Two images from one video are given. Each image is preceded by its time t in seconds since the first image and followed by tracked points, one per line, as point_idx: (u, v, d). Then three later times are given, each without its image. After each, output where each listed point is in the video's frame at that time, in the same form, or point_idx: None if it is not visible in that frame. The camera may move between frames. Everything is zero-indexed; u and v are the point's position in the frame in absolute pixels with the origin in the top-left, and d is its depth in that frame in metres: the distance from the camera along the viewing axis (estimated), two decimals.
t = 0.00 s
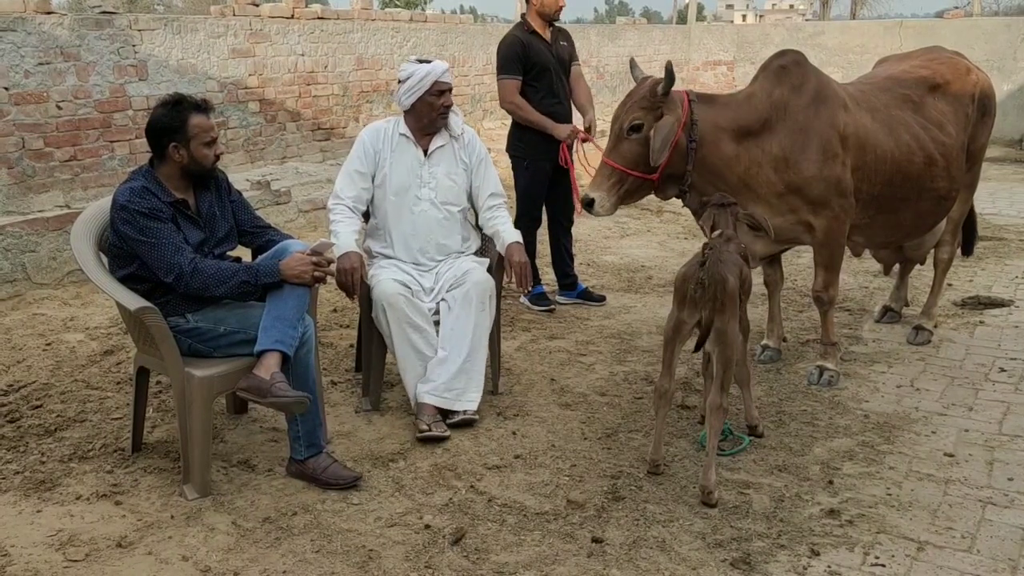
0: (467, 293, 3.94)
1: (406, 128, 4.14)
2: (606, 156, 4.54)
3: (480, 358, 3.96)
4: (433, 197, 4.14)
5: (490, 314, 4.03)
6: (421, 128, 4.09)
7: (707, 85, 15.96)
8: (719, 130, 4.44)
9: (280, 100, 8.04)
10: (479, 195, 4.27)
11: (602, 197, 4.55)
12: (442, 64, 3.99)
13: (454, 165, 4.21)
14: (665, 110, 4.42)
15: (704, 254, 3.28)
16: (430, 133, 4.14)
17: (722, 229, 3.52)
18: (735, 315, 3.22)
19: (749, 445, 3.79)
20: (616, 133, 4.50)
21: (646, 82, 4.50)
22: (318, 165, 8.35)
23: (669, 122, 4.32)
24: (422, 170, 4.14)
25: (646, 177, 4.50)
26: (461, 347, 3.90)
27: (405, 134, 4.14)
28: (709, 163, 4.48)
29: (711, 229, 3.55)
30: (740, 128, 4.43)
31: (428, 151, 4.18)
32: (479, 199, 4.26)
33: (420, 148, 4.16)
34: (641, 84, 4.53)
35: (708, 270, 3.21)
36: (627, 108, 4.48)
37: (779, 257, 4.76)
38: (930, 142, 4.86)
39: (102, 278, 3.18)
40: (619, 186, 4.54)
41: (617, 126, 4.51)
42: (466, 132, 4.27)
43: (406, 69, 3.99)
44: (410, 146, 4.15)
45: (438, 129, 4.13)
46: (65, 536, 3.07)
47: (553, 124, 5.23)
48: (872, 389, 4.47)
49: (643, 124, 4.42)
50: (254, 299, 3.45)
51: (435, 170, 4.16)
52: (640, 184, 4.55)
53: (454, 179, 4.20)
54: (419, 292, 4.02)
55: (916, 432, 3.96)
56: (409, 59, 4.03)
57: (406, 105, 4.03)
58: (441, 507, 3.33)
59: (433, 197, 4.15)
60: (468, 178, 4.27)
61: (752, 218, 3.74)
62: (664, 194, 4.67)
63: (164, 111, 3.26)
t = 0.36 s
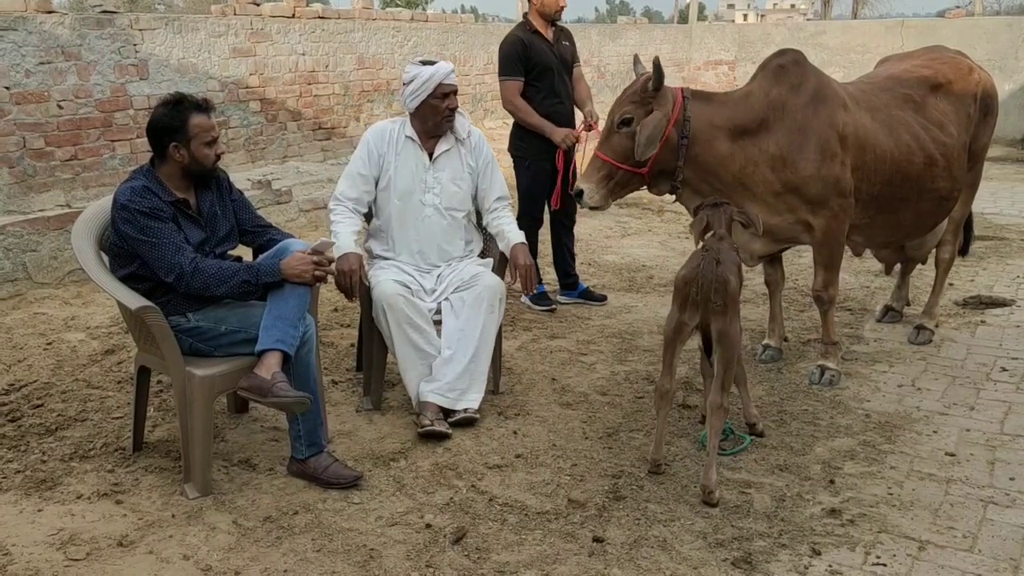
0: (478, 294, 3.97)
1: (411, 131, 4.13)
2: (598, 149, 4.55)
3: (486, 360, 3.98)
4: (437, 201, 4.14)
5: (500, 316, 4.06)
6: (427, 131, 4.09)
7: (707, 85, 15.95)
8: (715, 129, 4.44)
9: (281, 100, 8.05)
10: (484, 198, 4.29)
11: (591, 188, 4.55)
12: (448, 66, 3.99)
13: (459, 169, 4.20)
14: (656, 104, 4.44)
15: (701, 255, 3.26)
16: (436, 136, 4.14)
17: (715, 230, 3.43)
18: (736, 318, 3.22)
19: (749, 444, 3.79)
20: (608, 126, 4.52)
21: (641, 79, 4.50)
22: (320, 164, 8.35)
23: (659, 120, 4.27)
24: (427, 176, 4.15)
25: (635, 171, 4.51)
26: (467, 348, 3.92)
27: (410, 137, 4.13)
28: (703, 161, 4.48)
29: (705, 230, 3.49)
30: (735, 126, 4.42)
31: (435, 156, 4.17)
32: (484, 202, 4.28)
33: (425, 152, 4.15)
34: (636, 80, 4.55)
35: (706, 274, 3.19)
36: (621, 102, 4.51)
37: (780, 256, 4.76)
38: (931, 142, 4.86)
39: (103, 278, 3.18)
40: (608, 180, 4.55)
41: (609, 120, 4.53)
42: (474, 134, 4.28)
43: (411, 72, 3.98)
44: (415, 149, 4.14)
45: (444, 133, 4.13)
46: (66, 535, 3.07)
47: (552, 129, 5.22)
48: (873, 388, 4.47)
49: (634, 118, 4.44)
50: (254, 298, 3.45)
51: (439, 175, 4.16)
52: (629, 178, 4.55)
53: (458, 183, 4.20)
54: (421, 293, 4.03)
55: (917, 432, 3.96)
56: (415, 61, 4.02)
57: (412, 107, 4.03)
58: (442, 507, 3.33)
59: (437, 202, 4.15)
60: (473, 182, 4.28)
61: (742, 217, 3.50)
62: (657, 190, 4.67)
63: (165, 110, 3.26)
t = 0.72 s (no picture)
0: (484, 293, 3.99)
1: (411, 134, 4.13)
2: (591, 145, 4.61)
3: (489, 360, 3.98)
4: (438, 204, 4.14)
5: (505, 314, 4.07)
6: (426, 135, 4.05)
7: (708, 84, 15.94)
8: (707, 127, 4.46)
9: (283, 99, 8.05)
10: (486, 200, 4.29)
11: (582, 183, 4.60)
12: (430, 71, 3.91)
13: (461, 173, 4.19)
14: (648, 103, 4.47)
15: (697, 255, 3.26)
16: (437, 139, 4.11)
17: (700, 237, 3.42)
18: (731, 317, 3.20)
19: (751, 443, 3.79)
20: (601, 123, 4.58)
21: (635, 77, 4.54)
22: (321, 163, 8.36)
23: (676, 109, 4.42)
24: (427, 179, 4.13)
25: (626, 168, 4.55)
26: (471, 347, 3.93)
27: (410, 140, 4.12)
28: (695, 159, 4.51)
29: (688, 242, 3.45)
30: (727, 124, 4.44)
31: (436, 160, 4.15)
32: (486, 204, 4.29)
33: (425, 154, 4.14)
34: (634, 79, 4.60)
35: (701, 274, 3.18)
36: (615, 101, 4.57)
37: (780, 255, 4.76)
38: (931, 142, 4.86)
39: (104, 276, 3.19)
40: (599, 175, 4.59)
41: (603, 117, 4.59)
42: (476, 135, 4.25)
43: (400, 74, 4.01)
44: (415, 151, 4.13)
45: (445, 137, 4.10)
46: (68, 533, 3.08)
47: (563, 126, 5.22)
48: (874, 388, 4.47)
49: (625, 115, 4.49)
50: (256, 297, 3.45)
51: (440, 178, 4.15)
52: (620, 175, 4.57)
53: (460, 186, 4.19)
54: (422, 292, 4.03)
55: (919, 431, 3.96)
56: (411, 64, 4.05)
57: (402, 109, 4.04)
58: (443, 505, 3.33)
59: (438, 205, 4.14)
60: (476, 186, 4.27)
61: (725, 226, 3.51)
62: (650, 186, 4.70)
63: (165, 110, 3.26)
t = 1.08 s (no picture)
0: (488, 290, 3.99)
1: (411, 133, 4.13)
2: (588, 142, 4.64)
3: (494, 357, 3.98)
4: (439, 203, 4.14)
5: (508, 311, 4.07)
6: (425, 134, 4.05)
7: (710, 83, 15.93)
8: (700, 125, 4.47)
9: (284, 98, 8.05)
10: (487, 198, 4.29)
11: (579, 179, 4.63)
12: (426, 67, 3.94)
13: (461, 172, 4.19)
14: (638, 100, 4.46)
15: (702, 254, 3.26)
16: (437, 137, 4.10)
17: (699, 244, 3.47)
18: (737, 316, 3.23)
19: (752, 443, 3.79)
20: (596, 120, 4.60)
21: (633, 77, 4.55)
22: (322, 162, 8.36)
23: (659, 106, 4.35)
24: (427, 178, 4.13)
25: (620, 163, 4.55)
26: (475, 344, 3.93)
27: (409, 138, 4.12)
28: (688, 156, 4.52)
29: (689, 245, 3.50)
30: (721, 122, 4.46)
31: (435, 159, 4.15)
32: (487, 202, 4.29)
33: (424, 153, 4.13)
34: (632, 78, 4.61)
35: (707, 273, 3.19)
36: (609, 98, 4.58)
37: (780, 254, 4.77)
38: (930, 141, 4.85)
39: (106, 275, 3.19)
40: (596, 171, 4.60)
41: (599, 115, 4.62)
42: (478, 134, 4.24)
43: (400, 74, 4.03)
44: (414, 150, 4.13)
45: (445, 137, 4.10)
46: (70, 532, 3.08)
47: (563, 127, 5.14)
48: (876, 387, 4.47)
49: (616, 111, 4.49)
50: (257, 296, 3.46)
51: (440, 177, 4.14)
52: (616, 171, 4.59)
53: (460, 185, 4.18)
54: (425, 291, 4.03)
55: (920, 430, 3.96)
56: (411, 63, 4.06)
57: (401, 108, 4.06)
58: (444, 504, 3.33)
59: (439, 204, 4.14)
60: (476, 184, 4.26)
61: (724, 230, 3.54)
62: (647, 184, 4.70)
63: (166, 109, 3.26)
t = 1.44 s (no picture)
0: (490, 288, 4.00)
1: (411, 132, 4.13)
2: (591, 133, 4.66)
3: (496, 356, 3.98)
4: (439, 201, 4.14)
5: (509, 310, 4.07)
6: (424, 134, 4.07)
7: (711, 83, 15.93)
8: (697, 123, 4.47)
9: (285, 97, 8.05)
10: (487, 197, 4.29)
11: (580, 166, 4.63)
12: (427, 63, 3.96)
13: (461, 170, 4.19)
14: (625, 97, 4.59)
15: (706, 254, 3.26)
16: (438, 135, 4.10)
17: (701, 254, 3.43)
18: (738, 316, 3.23)
19: (753, 443, 3.79)
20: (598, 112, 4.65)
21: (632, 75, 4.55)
22: (324, 162, 8.36)
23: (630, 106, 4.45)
24: (427, 176, 4.13)
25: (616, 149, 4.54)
26: (478, 342, 3.93)
27: (410, 137, 4.13)
28: (683, 153, 4.51)
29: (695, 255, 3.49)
30: (716, 120, 4.46)
31: (436, 157, 4.15)
32: (487, 202, 4.29)
33: (425, 152, 4.13)
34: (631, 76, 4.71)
35: (711, 272, 3.20)
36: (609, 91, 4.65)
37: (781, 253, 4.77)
38: (930, 141, 4.85)
39: (107, 274, 3.20)
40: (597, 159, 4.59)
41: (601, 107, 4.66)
42: (478, 133, 4.25)
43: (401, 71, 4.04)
44: (414, 149, 4.13)
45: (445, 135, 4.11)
46: (71, 531, 3.08)
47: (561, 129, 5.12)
48: (877, 386, 4.46)
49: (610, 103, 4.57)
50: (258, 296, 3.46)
51: (440, 176, 4.14)
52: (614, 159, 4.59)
53: (460, 183, 4.18)
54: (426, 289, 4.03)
55: (921, 430, 3.95)
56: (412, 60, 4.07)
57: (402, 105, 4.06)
58: (445, 504, 3.33)
59: (439, 202, 4.15)
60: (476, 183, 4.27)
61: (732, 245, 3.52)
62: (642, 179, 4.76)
63: (167, 108, 3.26)
